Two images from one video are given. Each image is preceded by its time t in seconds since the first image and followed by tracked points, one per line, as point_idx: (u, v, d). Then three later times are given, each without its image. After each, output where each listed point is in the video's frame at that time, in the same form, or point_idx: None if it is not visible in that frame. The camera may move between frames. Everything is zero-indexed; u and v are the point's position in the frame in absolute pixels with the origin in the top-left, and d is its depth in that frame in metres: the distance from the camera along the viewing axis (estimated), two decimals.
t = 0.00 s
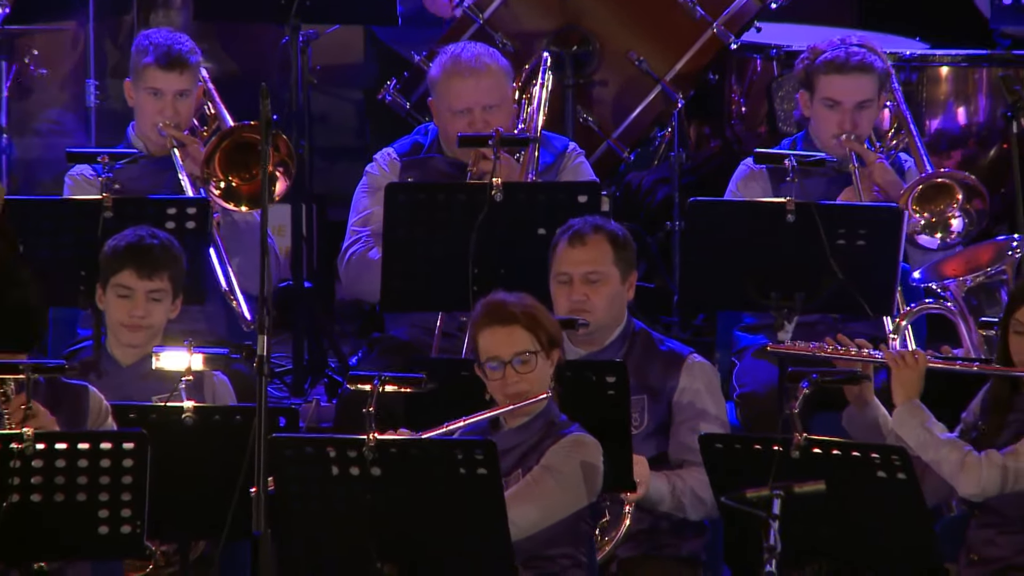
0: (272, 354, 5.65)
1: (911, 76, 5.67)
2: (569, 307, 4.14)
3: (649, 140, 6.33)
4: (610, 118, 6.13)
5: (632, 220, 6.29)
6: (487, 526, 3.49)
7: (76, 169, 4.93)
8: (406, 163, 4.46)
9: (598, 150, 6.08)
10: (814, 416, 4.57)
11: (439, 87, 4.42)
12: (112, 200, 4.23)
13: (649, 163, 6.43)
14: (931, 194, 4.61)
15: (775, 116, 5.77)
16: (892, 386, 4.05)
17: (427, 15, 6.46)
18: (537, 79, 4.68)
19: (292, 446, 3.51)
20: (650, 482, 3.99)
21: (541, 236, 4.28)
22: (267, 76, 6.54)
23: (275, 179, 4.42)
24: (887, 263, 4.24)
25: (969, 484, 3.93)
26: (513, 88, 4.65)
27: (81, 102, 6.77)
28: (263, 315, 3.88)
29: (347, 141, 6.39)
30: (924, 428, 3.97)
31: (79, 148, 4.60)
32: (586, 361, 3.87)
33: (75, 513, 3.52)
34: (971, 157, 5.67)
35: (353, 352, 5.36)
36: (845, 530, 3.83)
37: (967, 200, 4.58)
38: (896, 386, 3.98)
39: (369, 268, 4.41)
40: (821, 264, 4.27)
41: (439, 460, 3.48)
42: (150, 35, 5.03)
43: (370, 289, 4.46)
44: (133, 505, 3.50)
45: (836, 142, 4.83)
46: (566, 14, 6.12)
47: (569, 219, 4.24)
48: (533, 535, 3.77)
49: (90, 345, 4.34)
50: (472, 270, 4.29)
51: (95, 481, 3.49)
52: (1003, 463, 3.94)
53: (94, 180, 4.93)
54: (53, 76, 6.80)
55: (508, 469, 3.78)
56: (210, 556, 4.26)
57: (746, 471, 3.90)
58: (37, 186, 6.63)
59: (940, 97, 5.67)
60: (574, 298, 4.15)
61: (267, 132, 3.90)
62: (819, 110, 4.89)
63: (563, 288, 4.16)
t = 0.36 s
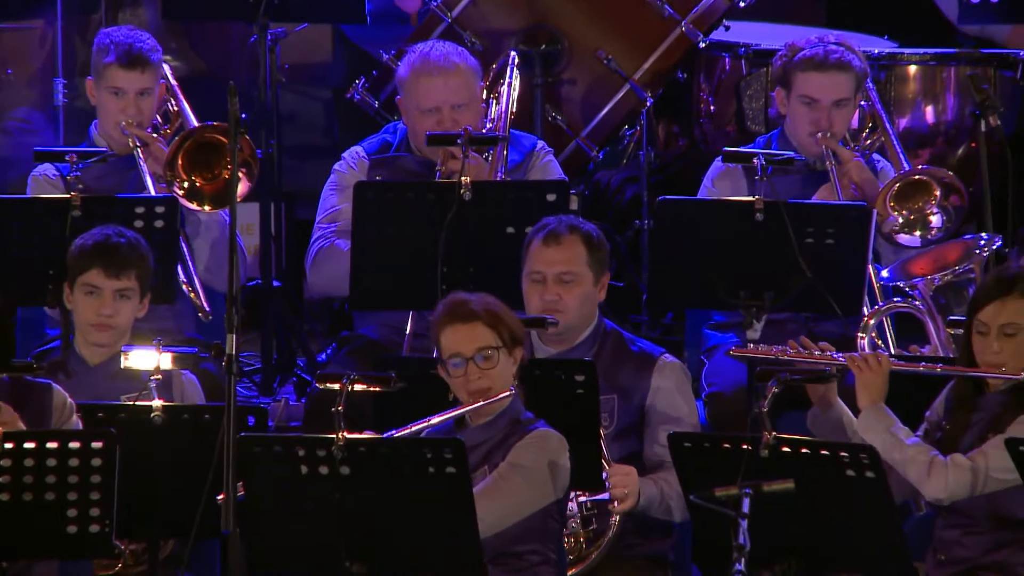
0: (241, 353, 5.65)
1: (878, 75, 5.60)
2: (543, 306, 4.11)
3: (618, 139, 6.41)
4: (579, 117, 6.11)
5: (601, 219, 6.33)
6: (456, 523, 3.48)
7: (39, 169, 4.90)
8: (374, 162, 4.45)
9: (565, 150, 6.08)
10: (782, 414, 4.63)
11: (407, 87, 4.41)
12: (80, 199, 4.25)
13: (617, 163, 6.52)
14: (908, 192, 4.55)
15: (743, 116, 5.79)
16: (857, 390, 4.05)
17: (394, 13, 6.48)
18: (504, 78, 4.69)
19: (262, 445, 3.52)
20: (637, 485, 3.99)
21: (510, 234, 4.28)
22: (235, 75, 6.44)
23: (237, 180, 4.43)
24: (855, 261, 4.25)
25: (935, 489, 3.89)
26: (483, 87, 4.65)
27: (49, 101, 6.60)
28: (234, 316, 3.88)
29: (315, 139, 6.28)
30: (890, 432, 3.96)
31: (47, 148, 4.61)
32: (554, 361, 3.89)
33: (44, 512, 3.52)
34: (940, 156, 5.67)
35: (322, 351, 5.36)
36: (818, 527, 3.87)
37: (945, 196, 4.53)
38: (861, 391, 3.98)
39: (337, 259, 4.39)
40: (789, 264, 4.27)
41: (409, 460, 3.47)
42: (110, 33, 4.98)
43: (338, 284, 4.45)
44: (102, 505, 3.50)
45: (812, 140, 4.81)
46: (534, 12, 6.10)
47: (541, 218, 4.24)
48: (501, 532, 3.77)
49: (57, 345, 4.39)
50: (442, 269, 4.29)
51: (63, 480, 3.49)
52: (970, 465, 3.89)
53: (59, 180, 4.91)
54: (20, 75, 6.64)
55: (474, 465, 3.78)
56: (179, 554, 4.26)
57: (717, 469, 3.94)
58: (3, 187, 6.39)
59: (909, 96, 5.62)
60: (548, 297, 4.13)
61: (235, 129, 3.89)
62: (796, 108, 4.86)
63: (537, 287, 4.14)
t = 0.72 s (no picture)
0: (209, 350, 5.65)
1: (849, 70, 5.74)
2: (524, 301, 4.12)
3: (588, 135, 6.39)
4: (548, 114, 6.12)
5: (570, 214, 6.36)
6: (426, 520, 3.49)
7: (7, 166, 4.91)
8: (344, 157, 4.43)
9: (536, 146, 6.07)
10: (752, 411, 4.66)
11: (376, 82, 4.40)
12: (50, 195, 4.26)
13: (586, 158, 6.50)
14: (868, 187, 4.62)
15: (713, 111, 5.78)
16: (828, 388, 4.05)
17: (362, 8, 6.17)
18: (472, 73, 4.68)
19: (232, 441, 3.54)
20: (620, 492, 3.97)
21: (480, 231, 4.28)
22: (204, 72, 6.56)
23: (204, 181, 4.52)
24: (825, 257, 4.26)
25: (907, 484, 3.86)
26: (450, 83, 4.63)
27: (19, 97, 6.76)
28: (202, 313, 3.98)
29: (285, 136, 6.50)
30: (861, 427, 3.96)
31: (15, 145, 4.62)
32: (526, 357, 3.88)
33: (13, 509, 3.52)
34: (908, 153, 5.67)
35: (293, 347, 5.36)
36: (784, 522, 3.89)
37: (904, 193, 4.60)
38: (831, 387, 3.99)
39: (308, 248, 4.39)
40: (758, 260, 4.27)
41: (381, 456, 3.48)
42: (76, 30, 5.07)
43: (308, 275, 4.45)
44: (71, 501, 3.50)
45: (776, 136, 4.85)
46: (504, 9, 6.08)
47: (511, 214, 4.24)
48: (467, 525, 3.77)
49: (26, 344, 4.36)
50: (411, 266, 4.29)
51: (33, 476, 3.49)
52: (941, 460, 3.86)
53: (26, 176, 4.91)
54: None
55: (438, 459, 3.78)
56: (148, 551, 4.25)
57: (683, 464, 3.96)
58: None
59: (878, 92, 5.75)
60: (529, 293, 4.13)
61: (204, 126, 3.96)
62: (761, 103, 4.88)
63: (519, 282, 4.14)
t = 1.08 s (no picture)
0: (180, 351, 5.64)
1: (819, 71, 5.60)
2: (501, 303, 4.11)
3: (558, 134, 6.20)
4: (518, 115, 6.05)
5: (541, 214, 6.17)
6: (389, 523, 3.54)
7: None
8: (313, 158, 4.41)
9: (507, 147, 6.00)
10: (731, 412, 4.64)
11: (345, 83, 4.40)
12: (19, 196, 4.27)
13: (558, 158, 6.27)
14: (825, 186, 4.63)
15: (683, 112, 5.79)
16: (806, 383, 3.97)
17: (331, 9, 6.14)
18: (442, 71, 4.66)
19: (202, 442, 3.56)
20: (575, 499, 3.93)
21: (450, 232, 4.27)
22: (176, 72, 6.43)
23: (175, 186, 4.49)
24: (795, 257, 4.25)
25: (880, 477, 3.81)
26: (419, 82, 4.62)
27: None
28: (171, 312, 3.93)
29: (255, 136, 6.30)
30: (837, 422, 3.88)
31: None
32: (497, 358, 3.83)
33: None
34: (879, 153, 5.62)
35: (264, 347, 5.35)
36: (754, 522, 3.90)
37: (860, 192, 4.63)
38: (810, 382, 3.91)
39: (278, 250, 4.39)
40: (729, 260, 4.27)
41: (350, 457, 3.51)
42: (48, 31, 5.07)
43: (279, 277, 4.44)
44: (41, 503, 3.51)
45: (737, 136, 4.84)
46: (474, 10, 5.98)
47: (483, 215, 4.23)
48: (435, 524, 3.77)
49: None
50: (381, 266, 4.29)
51: (3, 478, 3.49)
52: (915, 455, 3.83)
53: None
54: None
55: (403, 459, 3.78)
56: (118, 552, 4.24)
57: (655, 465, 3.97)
58: None
59: (848, 93, 5.61)
60: (507, 294, 4.12)
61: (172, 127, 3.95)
62: (720, 105, 4.89)
63: (498, 283, 4.14)
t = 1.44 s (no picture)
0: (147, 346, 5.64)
1: (787, 67, 5.62)
2: (473, 300, 4.11)
3: (525, 130, 6.18)
4: (485, 110, 6.13)
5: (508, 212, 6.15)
6: (356, 516, 3.54)
7: None
8: (280, 154, 4.41)
9: (473, 142, 6.07)
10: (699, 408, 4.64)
11: (312, 78, 4.40)
12: None
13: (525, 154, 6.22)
14: (778, 180, 4.56)
15: (650, 107, 5.67)
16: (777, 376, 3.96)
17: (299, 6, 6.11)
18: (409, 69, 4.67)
19: (170, 437, 3.57)
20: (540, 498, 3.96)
21: (418, 227, 4.27)
22: (143, 68, 6.38)
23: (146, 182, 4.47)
24: (763, 252, 4.25)
25: (849, 470, 3.78)
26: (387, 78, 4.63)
27: None
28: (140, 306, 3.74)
29: (222, 132, 6.19)
30: (807, 414, 3.88)
31: None
32: (465, 353, 3.83)
33: None
34: (847, 148, 5.64)
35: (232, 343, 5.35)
36: (721, 518, 3.92)
37: (813, 186, 4.57)
38: (781, 375, 3.90)
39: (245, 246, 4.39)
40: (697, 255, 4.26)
41: (319, 452, 3.51)
42: (23, 26, 5.07)
43: (247, 272, 4.44)
44: (9, 498, 3.61)
45: (692, 133, 4.79)
46: (442, 5, 6.09)
47: (450, 210, 4.23)
48: (406, 522, 3.77)
49: None
50: (349, 262, 4.29)
51: None
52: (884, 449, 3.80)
53: None
54: None
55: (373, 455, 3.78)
56: (86, 548, 4.24)
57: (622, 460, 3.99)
58: None
59: (816, 89, 5.63)
60: (479, 292, 4.13)
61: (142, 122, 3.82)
62: (675, 102, 4.86)
63: (468, 280, 4.14)
